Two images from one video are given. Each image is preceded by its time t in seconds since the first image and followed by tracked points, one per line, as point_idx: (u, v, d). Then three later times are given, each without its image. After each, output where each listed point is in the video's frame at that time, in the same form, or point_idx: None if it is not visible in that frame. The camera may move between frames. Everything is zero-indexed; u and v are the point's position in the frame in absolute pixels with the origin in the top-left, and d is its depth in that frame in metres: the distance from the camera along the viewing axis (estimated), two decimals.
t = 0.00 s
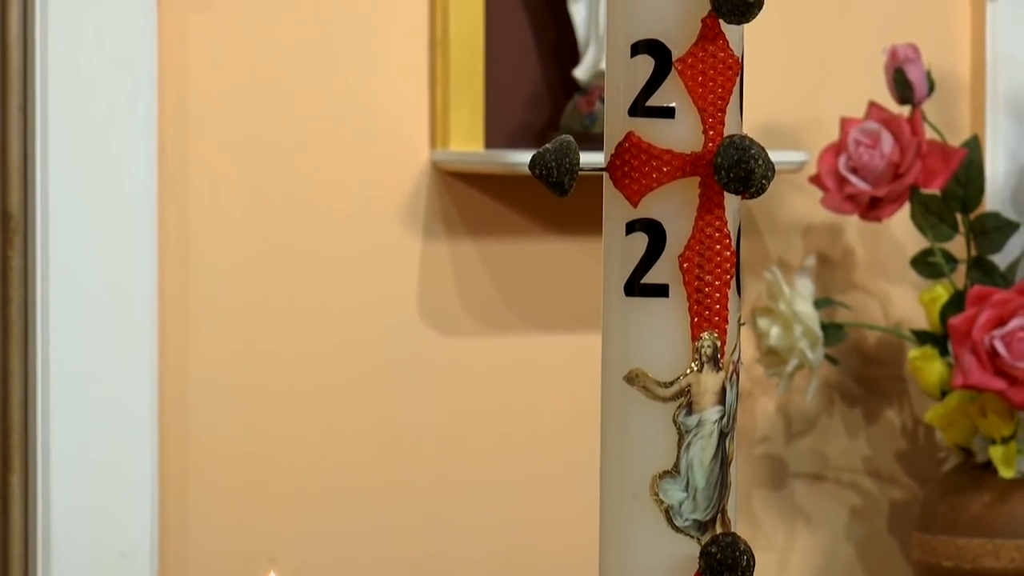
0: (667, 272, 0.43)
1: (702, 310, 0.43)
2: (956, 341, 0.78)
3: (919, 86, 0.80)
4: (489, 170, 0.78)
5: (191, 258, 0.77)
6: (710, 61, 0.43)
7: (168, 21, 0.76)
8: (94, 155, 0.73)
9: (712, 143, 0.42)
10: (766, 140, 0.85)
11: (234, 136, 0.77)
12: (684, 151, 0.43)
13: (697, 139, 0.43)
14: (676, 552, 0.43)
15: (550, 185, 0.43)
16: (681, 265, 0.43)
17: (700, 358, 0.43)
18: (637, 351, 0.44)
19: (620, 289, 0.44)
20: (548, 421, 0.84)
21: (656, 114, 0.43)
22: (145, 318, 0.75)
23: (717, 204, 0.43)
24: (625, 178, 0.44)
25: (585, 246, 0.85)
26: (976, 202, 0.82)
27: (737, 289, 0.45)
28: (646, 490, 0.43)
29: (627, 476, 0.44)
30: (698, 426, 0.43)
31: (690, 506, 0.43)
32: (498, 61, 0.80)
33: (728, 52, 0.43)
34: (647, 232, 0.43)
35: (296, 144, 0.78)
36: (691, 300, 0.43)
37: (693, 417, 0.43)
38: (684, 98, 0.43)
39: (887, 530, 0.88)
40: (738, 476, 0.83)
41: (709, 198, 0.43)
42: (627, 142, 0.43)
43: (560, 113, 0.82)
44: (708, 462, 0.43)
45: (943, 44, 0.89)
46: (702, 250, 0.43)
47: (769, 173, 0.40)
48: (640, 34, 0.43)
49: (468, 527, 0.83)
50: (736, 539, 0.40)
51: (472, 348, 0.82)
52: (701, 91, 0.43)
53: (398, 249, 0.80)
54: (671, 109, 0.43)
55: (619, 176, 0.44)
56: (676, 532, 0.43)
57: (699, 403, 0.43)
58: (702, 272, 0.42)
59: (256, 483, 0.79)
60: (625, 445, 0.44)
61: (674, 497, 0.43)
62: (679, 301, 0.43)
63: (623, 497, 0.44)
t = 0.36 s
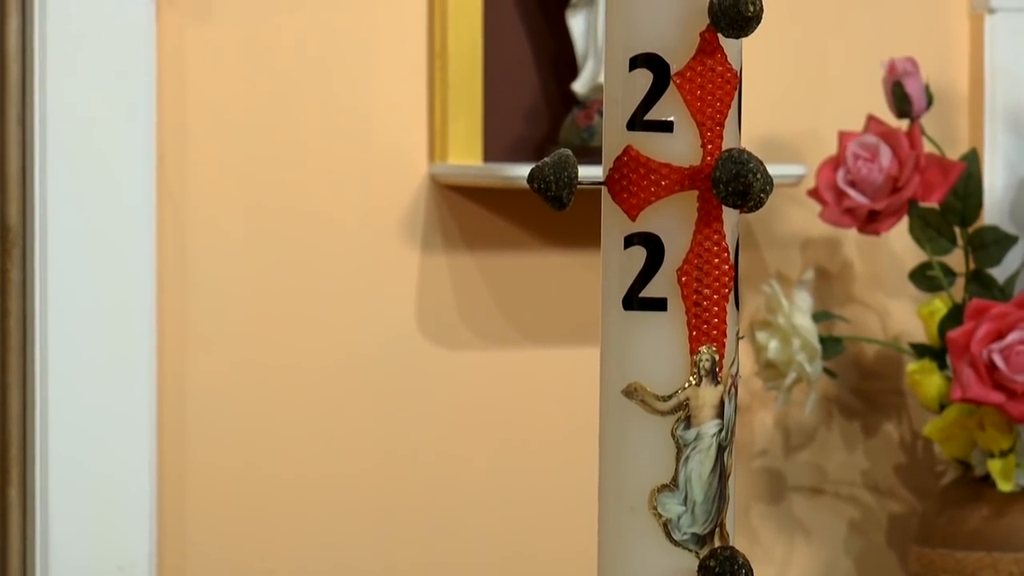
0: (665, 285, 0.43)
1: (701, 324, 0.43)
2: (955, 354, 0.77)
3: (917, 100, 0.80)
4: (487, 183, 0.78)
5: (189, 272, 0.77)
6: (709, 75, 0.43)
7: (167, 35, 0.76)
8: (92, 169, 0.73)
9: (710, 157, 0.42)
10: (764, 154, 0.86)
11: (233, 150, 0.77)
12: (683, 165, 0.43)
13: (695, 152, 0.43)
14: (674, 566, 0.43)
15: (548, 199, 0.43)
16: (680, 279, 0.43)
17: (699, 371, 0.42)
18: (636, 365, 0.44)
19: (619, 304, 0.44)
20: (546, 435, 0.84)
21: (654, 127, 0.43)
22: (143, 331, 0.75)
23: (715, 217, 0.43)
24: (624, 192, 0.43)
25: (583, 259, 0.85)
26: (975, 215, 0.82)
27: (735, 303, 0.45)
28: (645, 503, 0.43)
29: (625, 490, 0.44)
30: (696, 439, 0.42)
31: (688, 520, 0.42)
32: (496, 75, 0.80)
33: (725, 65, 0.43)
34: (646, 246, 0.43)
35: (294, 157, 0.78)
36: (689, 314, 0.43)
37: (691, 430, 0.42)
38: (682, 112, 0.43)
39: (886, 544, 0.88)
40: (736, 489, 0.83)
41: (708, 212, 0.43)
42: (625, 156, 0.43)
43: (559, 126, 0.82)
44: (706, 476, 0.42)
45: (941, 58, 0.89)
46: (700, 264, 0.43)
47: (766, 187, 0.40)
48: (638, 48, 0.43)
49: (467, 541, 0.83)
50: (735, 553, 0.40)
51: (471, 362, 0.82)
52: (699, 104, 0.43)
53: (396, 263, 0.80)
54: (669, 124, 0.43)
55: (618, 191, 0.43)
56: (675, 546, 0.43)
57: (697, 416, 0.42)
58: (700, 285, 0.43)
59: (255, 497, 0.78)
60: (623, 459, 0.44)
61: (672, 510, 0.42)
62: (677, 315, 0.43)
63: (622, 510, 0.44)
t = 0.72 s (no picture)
0: (663, 300, 0.43)
1: (697, 339, 0.42)
2: (952, 369, 0.77)
3: (914, 114, 0.80)
4: (485, 197, 0.77)
5: (186, 286, 0.77)
6: (705, 89, 0.42)
7: (164, 50, 0.76)
8: (89, 182, 0.73)
9: (707, 172, 0.42)
10: (760, 168, 0.86)
11: (230, 164, 0.77)
12: (680, 180, 0.42)
13: (692, 168, 0.42)
14: None
15: (546, 215, 0.43)
16: (676, 294, 0.42)
17: (696, 387, 0.42)
18: (633, 379, 0.43)
19: (616, 318, 0.44)
20: (544, 449, 0.84)
21: (651, 142, 0.43)
22: (140, 346, 0.74)
23: (712, 232, 0.42)
24: (621, 207, 0.43)
25: (581, 273, 0.85)
26: (972, 230, 0.82)
27: (732, 318, 0.45)
28: (642, 518, 0.43)
29: (623, 505, 0.43)
30: (693, 454, 0.42)
31: (686, 535, 0.42)
32: (493, 88, 0.81)
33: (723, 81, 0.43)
34: (643, 261, 0.43)
35: (291, 171, 0.78)
36: (686, 329, 0.42)
37: (688, 445, 0.42)
38: (679, 127, 0.42)
39: (883, 559, 0.88)
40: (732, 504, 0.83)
41: (704, 227, 0.42)
42: (622, 171, 0.43)
43: (556, 141, 0.82)
44: (703, 491, 0.42)
45: (937, 73, 0.89)
46: (697, 279, 0.42)
47: (763, 202, 0.40)
48: (635, 63, 0.43)
49: (465, 555, 0.82)
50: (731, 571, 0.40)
51: (468, 376, 0.82)
52: (696, 119, 0.42)
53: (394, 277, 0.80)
54: (666, 139, 0.43)
55: (615, 206, 0.43)
56: (672, 561, 0.42)
57: (694, 432, 0.42)
58: (697, 300, 0.42)
59: (252, 511, 0.78)
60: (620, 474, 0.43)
61: (669, 525, 0.42)
62: (674, 330, 0.43)
63: (619, 526, 0.43)
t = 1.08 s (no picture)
0: (657, 321, 0.42)
1: (691, 360, 0.41)
2: (946, 390, 0.76)
3: (908, 136, 0.79)
4: (480, 219, 0.77)
5: (181, 307, 0.77)
6: (700, 110, 0.41)
7: (159, 71, 0.76)
8: (84, 203, 0.73)
9: (701, 194, 0.41)
10: (754, 190, 0.86)
11: (224, 185, 0.77)
12: (674, 202, 0.41)
13: (686, 189, 0.42)
14: None
15: (539, 236, 0.42)
16: (670, 315, 0.41)
17: (690, 408, 0.41)
18: (626, 401, 0.42)
19: (609, 339, 0.43)
20: (539, 470, 0.84)
21: (645, 165, 0.42)
22: (135, 368, 0.74)
23: (706, 253, 0.41)
24: (615, 228, 0.42)
25: (576, 294, 0.85)
26: (966, 251, 0.82)
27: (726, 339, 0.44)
28: (636, 540, 0.42)
29: (616, 526, 0.42)
30: (687, 476, 0.41)
31: (680, 557, 0.41)
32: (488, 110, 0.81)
33: (717, 103, 0.42)
34: (637, 282, 0.42)
35: (286, 192, 0.78)
36: (680, 350, 0.42)
37: (682, 467, 0.41)
38: (673, 148, 0.41)
39: None
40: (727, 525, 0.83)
41: (699, 248, 0.41)
42: (616, 193, 0.42)
43: (551, 162, 0.82)
44: (698, 512, 0.41)
45: (931, 94, 0.90)
46: (691, 300, 0.41)
47: (758, 223, 0.39)
48: (631, 85, 0.42)
49: None
50: None
51: (463, 397, 0.82)
52: (691, 141, 0.41)
53: (388, 298, 0.80)
54: (660, 160, 0.42)
55: (609, 227, 0.42)
56: None
57: (688, 453, 0.41)
58: (691, 321, 0.41)
59: (246, 532, 0.78)
60: (613, 495, 0.42)
61: (664, 547, 0.41)
62: (668, 351, 0.42)
63: (612, 547, 0.42)
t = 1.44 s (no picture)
0: (652, 343, 0.41)
1: (687, 381, 0.40)
2: (942, 411, 0.75)
3: (904, 158, 0.79)
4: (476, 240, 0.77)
5: (177, 328, 0.77)
6: (695, 131, 0.40)
7: (155, 93, 0.76)
8: (79, 225, 0.73)
9: (697, 215, 0.40)
10: (749, 212, 0.86)
11: (220, 206, 0.77)
12: (670, 223, 0.40)
13: (682, 209, 0.41)
14: None
15: (536, 258, 0.41)
16: (666, 336, 0.40)
17: (686, 430, 0.40)
18: (621, 422, 0.41)
19: (604, 361, 0.42)
20: (535, 490, 0.84)
21: (641, 186, 0.41)
22: (131, 389, 0.74)
23: (702, 275, 0.41)
24: (610, 250, 0.41)
25: (572, 315, 0.85)
26: (961, 272, 0.82)
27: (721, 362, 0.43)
28: (631, 563, 0.41)
29: (611, 549, 0.41)
30: (684, 497, 0.40)
31: None
32: (483, 132, 0.81)
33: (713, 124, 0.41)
34: (633, 303, 0.41)
35: (281, 213, 0.78)
36: (676, 372, 0.41)
37: (678, 488, 0.40)
38: (669, 169, 0.41)
39: None
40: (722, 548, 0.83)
41: (694, 269, 0.41)
42: (612, 215, 0.41)
43: (547, 183, 0.82)
44: (694, 533, 0.40)
45: (926, 116, 0.90)
46: (687, 321, 0.40)
47: (754, 245, 0.38)
48: (627, 105, 0.41)
49: None
50: None
51: (459, 418, 0.82)
52: (687, 162, 0.40)
53: (384, 319, 0.80)
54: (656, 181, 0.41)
55: (604, 248, 0.41)
56: None
57: (684, 475, 0.40)
58: (687, 343, 0.40)
59: (242, 553, 0.78)
60: (609, 516, 0.41)
61: (659, 569, 0.40)
62: (664, 373, 0.41)
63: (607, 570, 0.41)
